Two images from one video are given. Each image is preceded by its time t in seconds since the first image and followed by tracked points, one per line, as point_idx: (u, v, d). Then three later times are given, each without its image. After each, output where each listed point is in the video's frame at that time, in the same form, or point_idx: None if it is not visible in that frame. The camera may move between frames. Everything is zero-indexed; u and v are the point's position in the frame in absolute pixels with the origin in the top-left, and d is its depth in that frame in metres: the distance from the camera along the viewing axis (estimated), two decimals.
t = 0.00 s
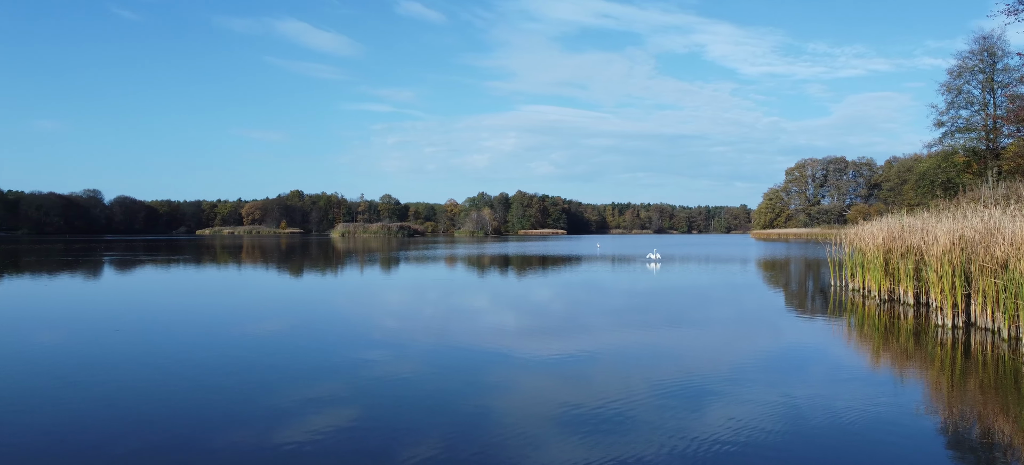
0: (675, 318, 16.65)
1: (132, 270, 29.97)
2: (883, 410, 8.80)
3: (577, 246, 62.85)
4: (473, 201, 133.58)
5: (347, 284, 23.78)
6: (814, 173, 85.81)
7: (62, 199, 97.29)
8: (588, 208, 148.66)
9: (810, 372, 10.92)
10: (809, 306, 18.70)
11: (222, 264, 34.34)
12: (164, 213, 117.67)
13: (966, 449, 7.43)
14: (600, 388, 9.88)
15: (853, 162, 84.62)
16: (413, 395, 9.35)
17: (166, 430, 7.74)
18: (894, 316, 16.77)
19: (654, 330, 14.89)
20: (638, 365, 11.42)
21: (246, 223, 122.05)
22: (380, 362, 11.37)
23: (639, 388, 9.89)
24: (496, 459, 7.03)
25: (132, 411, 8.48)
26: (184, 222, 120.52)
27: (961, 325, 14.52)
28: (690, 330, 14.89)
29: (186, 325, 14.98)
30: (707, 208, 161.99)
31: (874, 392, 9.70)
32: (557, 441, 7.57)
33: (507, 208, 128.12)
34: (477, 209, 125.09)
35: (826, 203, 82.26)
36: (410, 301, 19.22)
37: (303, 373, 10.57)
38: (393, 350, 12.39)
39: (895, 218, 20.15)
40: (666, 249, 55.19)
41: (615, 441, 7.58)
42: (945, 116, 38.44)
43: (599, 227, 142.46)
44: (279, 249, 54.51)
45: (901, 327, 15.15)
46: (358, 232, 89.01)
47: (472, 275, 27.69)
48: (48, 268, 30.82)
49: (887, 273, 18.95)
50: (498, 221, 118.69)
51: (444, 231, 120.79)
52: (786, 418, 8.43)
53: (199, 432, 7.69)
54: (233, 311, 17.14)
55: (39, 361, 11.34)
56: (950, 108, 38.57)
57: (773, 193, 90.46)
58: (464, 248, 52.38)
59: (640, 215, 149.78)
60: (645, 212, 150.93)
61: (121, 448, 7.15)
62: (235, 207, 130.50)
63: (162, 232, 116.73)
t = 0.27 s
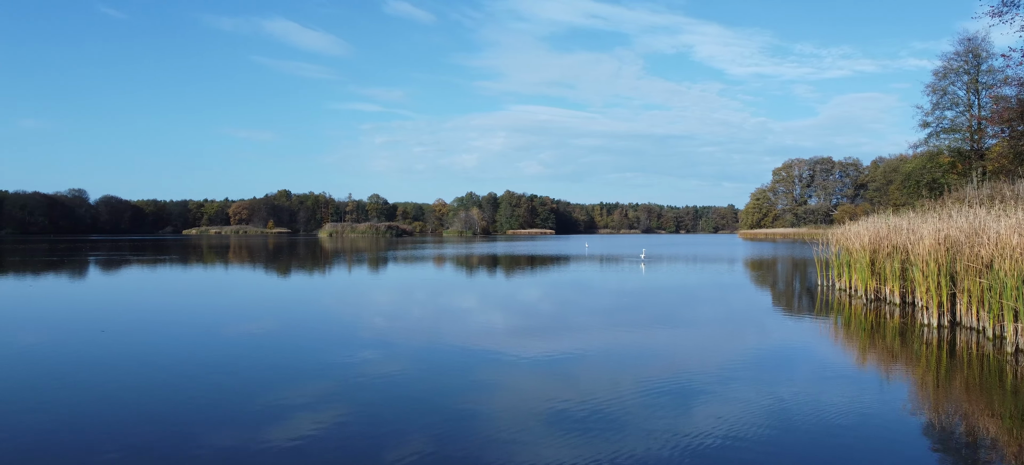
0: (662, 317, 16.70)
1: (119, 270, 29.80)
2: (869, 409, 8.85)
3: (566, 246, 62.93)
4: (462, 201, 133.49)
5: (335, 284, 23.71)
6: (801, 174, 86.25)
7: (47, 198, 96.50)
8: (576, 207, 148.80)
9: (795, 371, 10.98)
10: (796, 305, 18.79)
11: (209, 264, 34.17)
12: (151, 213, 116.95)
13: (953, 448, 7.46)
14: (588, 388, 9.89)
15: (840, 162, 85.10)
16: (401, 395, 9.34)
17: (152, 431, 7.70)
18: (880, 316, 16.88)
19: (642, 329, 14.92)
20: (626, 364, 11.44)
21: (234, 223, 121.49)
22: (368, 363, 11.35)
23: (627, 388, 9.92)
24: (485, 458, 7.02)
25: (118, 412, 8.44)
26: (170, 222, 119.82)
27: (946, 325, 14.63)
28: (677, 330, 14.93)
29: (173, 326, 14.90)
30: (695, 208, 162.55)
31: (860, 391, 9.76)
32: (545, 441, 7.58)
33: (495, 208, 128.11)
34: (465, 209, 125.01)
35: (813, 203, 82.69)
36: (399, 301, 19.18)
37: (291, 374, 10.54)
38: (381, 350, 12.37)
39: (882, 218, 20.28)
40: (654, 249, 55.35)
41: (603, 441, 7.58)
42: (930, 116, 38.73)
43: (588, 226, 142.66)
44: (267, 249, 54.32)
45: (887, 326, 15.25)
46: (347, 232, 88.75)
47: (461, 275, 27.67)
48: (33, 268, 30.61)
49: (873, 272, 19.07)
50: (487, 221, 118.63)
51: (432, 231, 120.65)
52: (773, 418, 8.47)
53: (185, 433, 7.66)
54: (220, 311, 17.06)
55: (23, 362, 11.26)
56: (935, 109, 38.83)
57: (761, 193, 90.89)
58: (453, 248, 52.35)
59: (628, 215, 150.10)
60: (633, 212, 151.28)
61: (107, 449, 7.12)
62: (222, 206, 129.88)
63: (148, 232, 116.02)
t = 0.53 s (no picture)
0: (653, 317, 16.70)
1: (108, 270, 29.63)
2: (860, 408, 8.87)
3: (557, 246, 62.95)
4: (453, 201, 133.39)
5: (325, 284, 23.64)
6: (791, 174, 86.60)
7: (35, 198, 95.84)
8: (568, 207, 148.89)
9: (785, 370, 11.02)
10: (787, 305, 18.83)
11: (199, 264, 34.02)
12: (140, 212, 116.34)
13: (942, 447, 7.49)
14: (580, 388, 9.88)
15: (829, 162, 85.47)
16: (392, 395, 9.30)
17: (142, 433, 7.64)
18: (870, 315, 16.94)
19: (633, 329, 14.92)
20: (618, 364, 11.43)
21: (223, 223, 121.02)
22: (359, 363, 11.31)
23: (620, 388, 9.91)
24: (476, 459, 7.02)
25: (107, 414, 8.37)
26: (160, 222, 119.25)
27: (935, 324, 14.69)
28: (668, 329, 14.93)
29: (162, 326, 14.81)
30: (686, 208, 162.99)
31: (851, 390, 9.78)
32: (537, 441, 7.56)
33: (486, 208, 128.10)
34: (456, 209, 124.91)
35: (802, 203, 83.03)
36: (389, 301, 19.13)
37: (282, 374, 10.49)
38: (372, 350, 12.33)
39: (871, 218, 20.36)
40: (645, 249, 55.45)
41: (595, 441, 7.57)
42: (919, 117, 38.94)
43: (579, 226, 142.84)
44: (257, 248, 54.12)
45: (877, 326, 15.31)
46: (337, 232, 88.50)
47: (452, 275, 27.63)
48: (21, 268, 30.42)
49: (863, 272, 19.14)
50: (478, 221, 118.59)
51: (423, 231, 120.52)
52: (764, 417, 8.48)
53: (175, 434, 7.61)
54: (210, 312, 16.98)
55: (11, 363, 11.17)
56: (924, 110, 39.02)
57: (751, 193, 91.21)
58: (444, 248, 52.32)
59: (619, 215, 150.35)
60: (624, 212, 151.53)
61: (98, 450, 7.07)
62: (212, 206, 129.34)
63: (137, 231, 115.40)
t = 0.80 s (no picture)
0: (649, 317, 16.71)
1: (104, 270, 29.59)
2: (856, 408, 8.88)
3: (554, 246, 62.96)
4: (451, 201, 133.38)
5: (322, 284, 23.63)
6: (788, 174, 86.70)
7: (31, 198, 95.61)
8: (565, 207, 149.08)
9: (782, 370, 11.02)
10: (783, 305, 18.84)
11: (196, 264, 34.00)
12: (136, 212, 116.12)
13: (939, 447, 7.50)
14: (576, 388, 9.88)
15: (827, 163, 85.56)
16: (389, 395, 9.31)
17: (139, 432, 7.66)
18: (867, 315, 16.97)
19: (629, 329, 14.91)
20: (615, 364, 11.44)
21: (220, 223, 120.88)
22: (356, 363, 11.31)
23: (616, 388, 9.92)
24: (471, 459, 7.01)
25: (104, 413, 8.38)
26: (156, 222, 119.07)
27: (932, 324, 14.71)
28: (664, 330, 14.95)
29: (158, 326, 14.80)
30: (683, 208, 163.11)
31: (847, 390, 9.80)
32: (533, 441, 7.57)
33: (484, 208, 128.09)
34: (454, 209, 124.87)
35: (800, 203, 83.13)
36: (385, 301, 19.12)
37: (279, 374, 10.50)
38: (368, 350, 12.33)
39: (868, 218, 20.39)
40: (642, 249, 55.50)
41: (591, 441, 7.57)
42: (916, 117, 39.01)
43: (576, 226, 142.88)
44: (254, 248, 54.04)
45: (874, 326, 15.34)
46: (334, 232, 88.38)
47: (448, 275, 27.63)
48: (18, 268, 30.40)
49: (860, 272, 19.16)
50: (476, 221, 118.55)
51: (421, 231, 120.46)
52: (761, 417, 8.49)
53: (172, 434, 7.61)
54: (206, 311, 16.98)
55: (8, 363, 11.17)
56: (921, 110, 39.08)
57: (748, 193, 91.28)
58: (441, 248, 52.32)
59: (616, 215, 150.38)
60: (621, 212, 151.59)
61: (95, 449, 7.09)
62: (209, 206, 129.18)
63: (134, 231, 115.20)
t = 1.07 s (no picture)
0: (646, 317, 16.71)
1: (100, 270, 29.52)
2: (852, 407, 8.89)
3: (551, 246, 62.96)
4: (447, 201, 133.34)
5: (318, 284, 23.61)
6: (784, 174, 86.84)
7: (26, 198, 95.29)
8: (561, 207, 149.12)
9: (778, 370, 11.03)
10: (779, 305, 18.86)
11: (192, 264, 33.95)
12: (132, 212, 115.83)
13: (936, 447, 7.50)
14: (573, 387, 9.89)
15: (822, 163, 85.70)
16: (386, 395, 9.31)
17: (135, 432, 7.64)
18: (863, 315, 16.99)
19: (625, 329, 14.91)
20: (612, 364, 11.45)
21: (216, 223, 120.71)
22: (353, 363, 11.30)
23: (614, 387, 9.92)
24: (468, 458, 7.01)
25: (100, 413, 8.36)
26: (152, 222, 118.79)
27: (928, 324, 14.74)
28: (661, 329, 14.95)
29: (153, 326, 14.78)
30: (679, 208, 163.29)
31: (843, 390, 9.81)
32: (530, 441, 7.56)
33: (480, 208, 128.10)
34: (450, 209, 124.84)
35: (796, 203, 83.26)
36: (382, 301, 19.11)
37: (275, 374, 10.49)
38: (365, 350, 12.31)
39: (865, 218, 20.42)
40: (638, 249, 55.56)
41: (588, 441, 7.57)
42: (911, 117, 39.10)
43: (573, 226, 142.96)
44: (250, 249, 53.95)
45: (870, 325, 15.36)
46: (330, 232, 88.27)
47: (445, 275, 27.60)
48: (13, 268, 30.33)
49: (857, 272, 19.19)
50: (472, 221, 118.54)
51: (417, 231, 120.41)
52: (758, 416, 8.50)
53: (168, 434, 7.60)
54: (202, 311, 16.96)
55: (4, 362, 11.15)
56: (917, 110, 39.17)
57: (744, 193, 91.39)
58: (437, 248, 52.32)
59: (613, 215, 150.48)
60: (617, 212, 151.67)
61: (91, 450, 7.06)
62: (204, 206, 128.97)
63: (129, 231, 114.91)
